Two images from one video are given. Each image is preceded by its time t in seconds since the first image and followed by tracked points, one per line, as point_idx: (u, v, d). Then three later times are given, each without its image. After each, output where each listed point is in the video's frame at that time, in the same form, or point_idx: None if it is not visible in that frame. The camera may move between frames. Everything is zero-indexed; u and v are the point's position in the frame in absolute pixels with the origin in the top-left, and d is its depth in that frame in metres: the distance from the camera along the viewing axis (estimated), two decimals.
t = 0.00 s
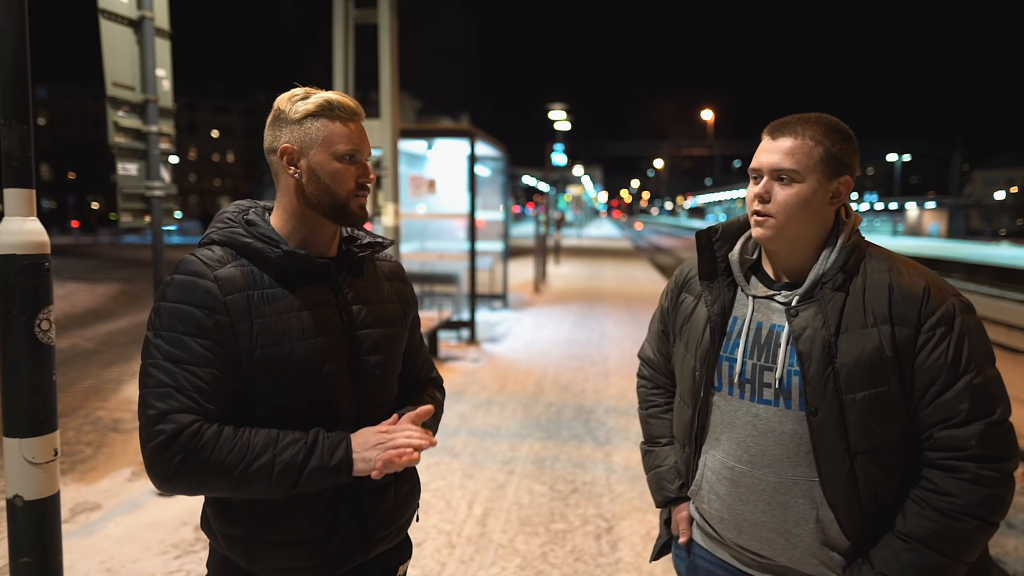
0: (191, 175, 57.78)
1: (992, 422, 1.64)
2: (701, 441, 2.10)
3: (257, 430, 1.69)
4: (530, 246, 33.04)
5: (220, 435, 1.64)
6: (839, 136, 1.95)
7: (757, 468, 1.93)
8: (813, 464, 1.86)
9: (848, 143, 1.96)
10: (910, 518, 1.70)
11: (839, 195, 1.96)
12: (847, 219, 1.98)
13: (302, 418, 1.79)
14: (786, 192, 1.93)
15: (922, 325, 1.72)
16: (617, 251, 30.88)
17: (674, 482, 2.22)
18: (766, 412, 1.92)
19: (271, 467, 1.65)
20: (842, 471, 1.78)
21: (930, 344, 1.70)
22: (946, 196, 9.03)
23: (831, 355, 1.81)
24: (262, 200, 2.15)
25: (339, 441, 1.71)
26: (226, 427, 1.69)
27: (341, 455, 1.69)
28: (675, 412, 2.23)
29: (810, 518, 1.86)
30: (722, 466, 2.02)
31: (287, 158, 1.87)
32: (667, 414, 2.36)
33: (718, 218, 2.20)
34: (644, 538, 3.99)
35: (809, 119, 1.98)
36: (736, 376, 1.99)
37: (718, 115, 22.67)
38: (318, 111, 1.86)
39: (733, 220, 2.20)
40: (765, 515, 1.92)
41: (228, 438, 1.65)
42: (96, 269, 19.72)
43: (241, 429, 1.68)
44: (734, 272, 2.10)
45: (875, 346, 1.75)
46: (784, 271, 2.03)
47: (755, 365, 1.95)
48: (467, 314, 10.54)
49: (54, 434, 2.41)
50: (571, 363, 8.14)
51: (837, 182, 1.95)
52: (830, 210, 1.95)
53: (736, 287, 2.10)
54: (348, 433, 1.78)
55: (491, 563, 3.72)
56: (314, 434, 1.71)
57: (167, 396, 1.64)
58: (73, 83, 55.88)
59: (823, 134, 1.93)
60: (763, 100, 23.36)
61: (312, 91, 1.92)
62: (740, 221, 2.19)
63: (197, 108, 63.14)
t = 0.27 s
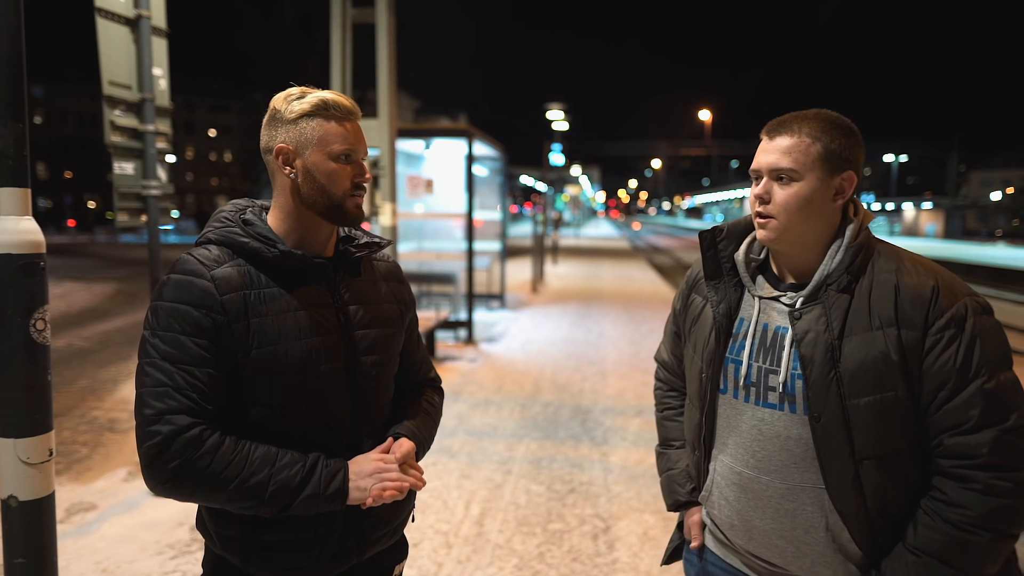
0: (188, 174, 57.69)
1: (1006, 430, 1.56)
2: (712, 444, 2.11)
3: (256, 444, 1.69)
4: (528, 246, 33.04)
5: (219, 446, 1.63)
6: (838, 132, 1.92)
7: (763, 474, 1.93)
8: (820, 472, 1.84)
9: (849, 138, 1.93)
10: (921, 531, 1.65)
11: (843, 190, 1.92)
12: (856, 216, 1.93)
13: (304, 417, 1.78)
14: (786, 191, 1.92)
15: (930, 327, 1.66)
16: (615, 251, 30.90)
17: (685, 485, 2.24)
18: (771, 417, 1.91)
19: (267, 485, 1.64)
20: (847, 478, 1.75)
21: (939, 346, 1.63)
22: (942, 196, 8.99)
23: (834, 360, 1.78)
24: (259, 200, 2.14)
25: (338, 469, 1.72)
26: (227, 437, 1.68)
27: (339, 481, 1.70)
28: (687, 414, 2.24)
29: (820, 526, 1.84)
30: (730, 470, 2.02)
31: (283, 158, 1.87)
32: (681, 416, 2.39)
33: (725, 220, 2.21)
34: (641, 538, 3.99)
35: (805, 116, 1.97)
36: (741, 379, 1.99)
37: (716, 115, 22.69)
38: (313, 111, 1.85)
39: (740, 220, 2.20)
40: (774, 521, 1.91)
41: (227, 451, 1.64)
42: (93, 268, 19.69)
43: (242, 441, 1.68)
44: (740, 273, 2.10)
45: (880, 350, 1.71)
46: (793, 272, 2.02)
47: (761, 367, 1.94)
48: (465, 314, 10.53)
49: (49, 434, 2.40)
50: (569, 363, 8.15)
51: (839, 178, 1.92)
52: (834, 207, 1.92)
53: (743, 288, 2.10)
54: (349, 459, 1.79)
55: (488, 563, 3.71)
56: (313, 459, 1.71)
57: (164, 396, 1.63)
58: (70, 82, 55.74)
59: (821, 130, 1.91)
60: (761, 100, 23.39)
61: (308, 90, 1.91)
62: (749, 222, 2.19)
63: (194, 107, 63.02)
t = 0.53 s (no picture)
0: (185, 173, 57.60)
1: None
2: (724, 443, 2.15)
3: (253, 443, 1.68)
4: (525, 246, 33.05)
5: (216, 444, 1.63)
6: (867, 128, 1.88)
7: (772, 477, 1.93)
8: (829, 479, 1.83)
9: (880, 134, 1.89)
10: (931, 549, 1.60)
11: (870, 189, 1.89)
12: (886, 214, 1.90)
13: (304, 415, 1.79)
14: (807, 189, 1.92)
15: (951, 337, 1.60)
16: (612, 251, 30.93)
17: (699, 482, 2.26)
18: (782, 419, 1.91)
19: (263, 484, 1.64)
20: (856, 486, 1.73)
21: (959, 358, 1.58)
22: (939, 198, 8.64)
23: (848, 365, 1.75)
24: (259, 198, 2.15)
25: (334, 468, 1.72)
26: (224, 436, 1.67)
27: (335, 480, 1.70)
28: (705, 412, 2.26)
29: (826, 534, 1.84)
30: (741, 471, 2.04)
31: (281, 157, 1.87)
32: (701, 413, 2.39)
33: (748, 216, 2.22)
34: (638, 538, 3.99)
35: (833, 111, 1.94)
36: (756, 378, 2.00)
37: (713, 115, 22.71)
38: (311, 110, 1.84)
39: (764, 217, 2.21)
40: (780, 525, 1.92)
41: (223, 450, 1.63)
42: (89, 267, 19.65)
43: (238, 440, 1.67)
44: (762, 272, 2.11)
45: (896, 358, 1.67)
46: (815, 271, 2.01)
47: (775, 368, 1.95)
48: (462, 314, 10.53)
49: (45, 434, 2.40)
50: (566, 363, 8.15)
51: (866, 177, 1.88)
52: (860, 207, 1.89)
53: (765, 286, 2.11)
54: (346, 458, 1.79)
55: (485, 563, 3.71)
56: (309, 457, 1.71)
57: (161, 396, 1.63)
58: (67, 81, 55.60)
59: (846, 127, 1.89)
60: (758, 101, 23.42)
61: (306, 89, 1.91)
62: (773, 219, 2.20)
63: (192, 106, 62.91)
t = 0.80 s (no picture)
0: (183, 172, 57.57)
1: None
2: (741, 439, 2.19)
3: (249, 441, 1.68)
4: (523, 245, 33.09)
5: (213, 443, 1.63)
6: (902, 131, 1.82)
7: (782, 481, 1.93)
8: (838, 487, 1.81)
9: (915, 138, 1.83)
10: (941, 567, 1.59)
11: (900, 195, 1.83)
12: (917, 220, 1.83)
13: (304, 414, 1.79)
14: (833, 191, 1.86)
15: (968, 352, 1.56)
16: (610, 250, 30.95)
17: (716, 476, 2.28)
18: (793, 424, 1.90)
19: (259, 483, 1.64)
20: (863, 498, 1.70)
21: (974, 375, 1.54)
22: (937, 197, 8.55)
23: (858, 375, 1.71)
24: (258, 197, 2.15)
25: (331, 466, 1.71)
26: (221, 434, 1.67)
27: (332, 477, 1.70)
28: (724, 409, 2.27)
29: (833, 542, 1.83)
30: (754, 473, 2.05)
31: (279, 156, 1.87)
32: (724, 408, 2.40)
33: (773, 215, 2.20)
34: (636, 537, 3.99)
35: (870, 109, 1.87)
36: (770, 381, 2.00)
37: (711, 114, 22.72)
38: (310, 110, 1.84)
39: (789, 216, 2.19)
40: (788, 530, 1.92)
41: (220, 448, 1.63)
42: (88, 267, 19.65)
43: (234, 439, 1.67)
44: (784, 274, 2.10)
45: (908, 371, 1.62)
46: (840, 274, 1.95)
47: (789, 372, 1.94)
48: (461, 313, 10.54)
49: (42, 433, 2.39)
50: (565, 362, 8.15)
51: (896, 182, 1.82)
52: (888, 213, 1.84)
53: (786, 288, 2.10)
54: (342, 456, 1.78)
55: (484, 562, 3.71)
56: (305, 457, 1.70)
57: (157, 395, 1.63)
58: (65, 80, 55.53)
59: (879, 128, 1.82)
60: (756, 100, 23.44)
61: (306, 88, 1.90)
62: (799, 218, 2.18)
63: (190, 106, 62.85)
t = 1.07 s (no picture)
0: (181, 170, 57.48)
1: None
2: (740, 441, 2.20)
3: (246, 439, 1.67)
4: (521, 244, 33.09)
5: (209, 441, 1.62)
6: (910, 133, 1.81)
7: (781, 480, 1.93)
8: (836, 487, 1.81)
9: (923, 140, 1.82)
10: (938, 567, 1.58)
11: (905, 198, 1.83)
12: (919, 221, 1.83)
13: (300, 412, 1.78)
14: (839, 192, 1.86)
15: (965, 352, 1.55)
16: (609, 249, 30.95)
17: (719, 473, 2.30)
18: (792, 423, 1.91)
19: (256, 481, 1.63)
20: (860, 498, 1.70)
21: (971, 376, 1.53)
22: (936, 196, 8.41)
23: (855, 376, 1.71)
24: (255, 195, 2.14)
25: (328, 463, 1.71)
26: (218, 432, 1.66)
27: (329, 474, 1.69)
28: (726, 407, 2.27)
29: (831, 540, 1.84)
30: (754, 471, 2.05)
31: (275, 154, 1.86)
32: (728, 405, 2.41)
33: (775, 213, 2.20)
34: (635, 535, 3.99)
35: (879, 110, 1.86)
36: (770, 380, 2.01)
37: (709, 113, 22.72)
38: (307, 108, 1.83)
39: (790, 215, 2.18)
40: (788, 528, 1.92)
41: (217, 446, 1.63)
42: (85, 265, 19.61)
43: (231, 437, 1.66)
44: (785, 273, 2.10)
45: (905, 371, 1.62)
46: (840, 274, 1.95)
47: (788, 372, 1.94)
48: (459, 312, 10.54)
49: (39, 432, 2.39)
50: (563, 361, 8.15)
51: (902, 184, 1.82)
52: (893, 215, 1.83)
53: (787, 287, 2.10)
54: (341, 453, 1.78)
55: (482, 561, 3.71)
56: (302, 454, 1.70)
57: (155, 393, 1.62)
58: (62, 78, 55.42)
59: (888, 130, 1.81)
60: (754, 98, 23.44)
61: (303, 85, 1.89)
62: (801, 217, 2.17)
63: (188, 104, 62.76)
